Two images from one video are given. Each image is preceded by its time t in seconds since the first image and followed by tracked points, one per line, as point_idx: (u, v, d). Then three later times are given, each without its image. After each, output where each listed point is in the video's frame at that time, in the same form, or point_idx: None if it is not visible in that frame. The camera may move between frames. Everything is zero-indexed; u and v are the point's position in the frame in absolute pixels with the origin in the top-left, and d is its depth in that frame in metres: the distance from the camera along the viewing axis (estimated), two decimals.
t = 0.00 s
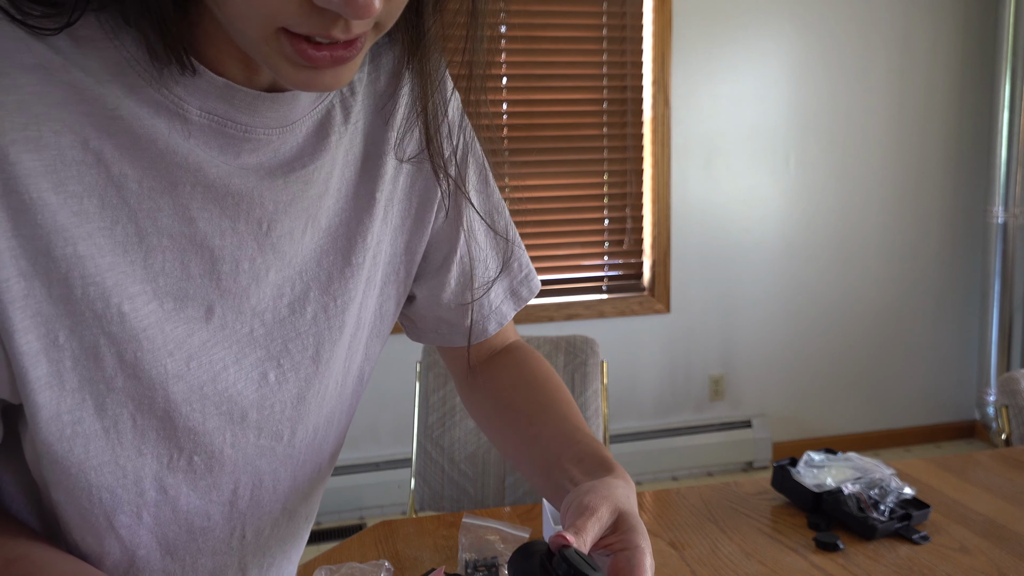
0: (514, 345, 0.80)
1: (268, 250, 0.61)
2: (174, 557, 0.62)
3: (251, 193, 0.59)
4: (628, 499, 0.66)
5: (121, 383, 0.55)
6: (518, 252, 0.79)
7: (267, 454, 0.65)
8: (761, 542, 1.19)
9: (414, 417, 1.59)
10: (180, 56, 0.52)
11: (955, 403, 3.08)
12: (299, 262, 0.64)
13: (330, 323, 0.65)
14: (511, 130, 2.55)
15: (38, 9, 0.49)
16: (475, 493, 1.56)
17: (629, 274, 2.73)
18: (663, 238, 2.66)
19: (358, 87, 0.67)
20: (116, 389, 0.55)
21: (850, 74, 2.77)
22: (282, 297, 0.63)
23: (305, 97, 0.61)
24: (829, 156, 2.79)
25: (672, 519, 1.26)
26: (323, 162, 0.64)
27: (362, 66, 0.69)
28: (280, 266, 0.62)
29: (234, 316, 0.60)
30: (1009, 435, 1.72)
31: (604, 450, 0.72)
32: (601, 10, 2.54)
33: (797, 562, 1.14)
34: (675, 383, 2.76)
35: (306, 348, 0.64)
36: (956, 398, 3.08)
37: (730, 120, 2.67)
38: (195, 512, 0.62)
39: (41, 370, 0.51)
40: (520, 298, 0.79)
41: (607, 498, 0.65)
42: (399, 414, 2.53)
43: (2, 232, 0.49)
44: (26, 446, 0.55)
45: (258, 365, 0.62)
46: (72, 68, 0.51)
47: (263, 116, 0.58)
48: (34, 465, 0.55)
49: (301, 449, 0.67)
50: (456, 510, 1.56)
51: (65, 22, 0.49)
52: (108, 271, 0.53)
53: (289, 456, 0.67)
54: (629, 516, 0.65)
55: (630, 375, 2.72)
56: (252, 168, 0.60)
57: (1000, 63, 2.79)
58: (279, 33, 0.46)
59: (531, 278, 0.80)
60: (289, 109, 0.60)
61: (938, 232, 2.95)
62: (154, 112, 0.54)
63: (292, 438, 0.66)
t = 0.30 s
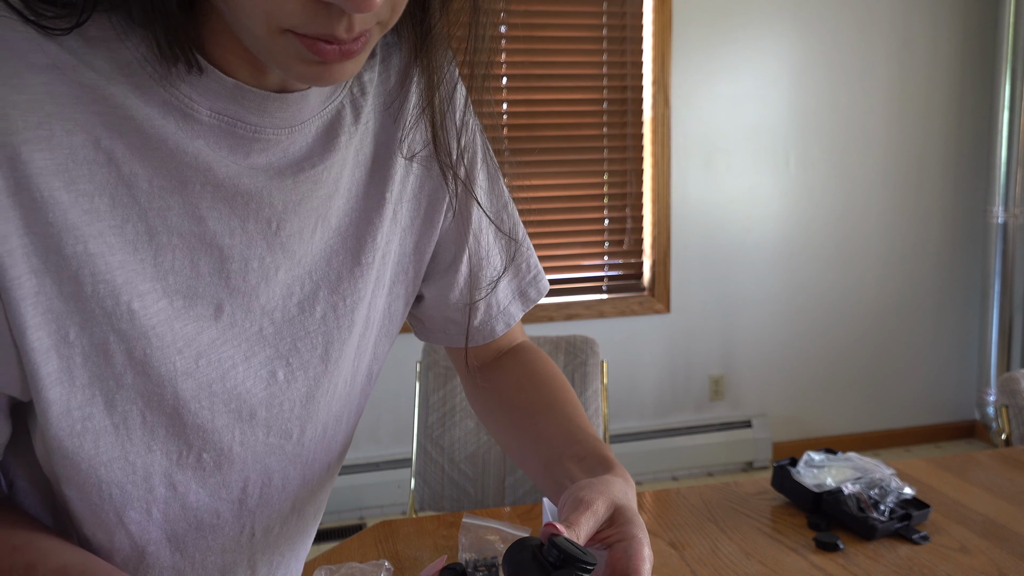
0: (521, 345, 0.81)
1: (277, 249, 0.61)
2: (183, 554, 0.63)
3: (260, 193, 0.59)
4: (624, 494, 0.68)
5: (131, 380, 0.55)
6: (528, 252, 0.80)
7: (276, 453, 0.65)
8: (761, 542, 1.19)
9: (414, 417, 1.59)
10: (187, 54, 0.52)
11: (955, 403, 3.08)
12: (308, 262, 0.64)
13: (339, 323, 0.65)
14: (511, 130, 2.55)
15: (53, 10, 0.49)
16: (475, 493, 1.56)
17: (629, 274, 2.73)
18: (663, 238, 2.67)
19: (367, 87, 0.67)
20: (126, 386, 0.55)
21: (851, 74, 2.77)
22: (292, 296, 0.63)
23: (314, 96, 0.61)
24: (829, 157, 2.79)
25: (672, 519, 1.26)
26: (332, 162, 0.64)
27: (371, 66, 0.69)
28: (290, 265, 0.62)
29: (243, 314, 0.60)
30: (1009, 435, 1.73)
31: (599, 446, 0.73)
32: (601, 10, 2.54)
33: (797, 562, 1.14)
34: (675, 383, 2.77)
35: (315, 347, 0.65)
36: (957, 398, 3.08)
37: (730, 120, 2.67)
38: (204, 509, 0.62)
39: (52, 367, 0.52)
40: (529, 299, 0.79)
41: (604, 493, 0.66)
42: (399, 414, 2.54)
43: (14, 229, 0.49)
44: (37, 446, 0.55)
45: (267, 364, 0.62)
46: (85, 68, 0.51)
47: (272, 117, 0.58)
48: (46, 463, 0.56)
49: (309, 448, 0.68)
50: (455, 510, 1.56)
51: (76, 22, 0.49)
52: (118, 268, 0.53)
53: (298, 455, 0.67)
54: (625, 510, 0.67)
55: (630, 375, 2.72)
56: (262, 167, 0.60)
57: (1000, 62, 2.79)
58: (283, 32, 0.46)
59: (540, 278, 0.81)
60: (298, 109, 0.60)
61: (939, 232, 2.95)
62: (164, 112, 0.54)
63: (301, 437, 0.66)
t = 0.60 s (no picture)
0: (527, 345, 0.81)
1: (282, 249, 0.61)
2: (185, 551, 0.63)
3: (267, 193, 0.60)
4: (627, 488, 0.67)
5: (137, 378, 0.55)
6: (532, 255, 0.80)
7: (278, 452, 0.65)
8: (762, 543, 1.19)
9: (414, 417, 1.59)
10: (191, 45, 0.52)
11: (955, 403, 3.08)
12: (313, 262, 0.64)
13: (343, 323, 0.65)
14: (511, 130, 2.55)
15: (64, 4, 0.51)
16: (474, 493, 1.56)
17: (629, 274, 2.73)
18: (663, 238, 2.67)
19: (376, 90, 0.67)
20: (130, 382, 0.55)
21: (851, 73, 2.77)
22: (296, 296, 0.63)
23: (322, 98, 0.61)
24: (829, 157, 2.79)
25: (672, 519, 1.26)
26: (338, 163, 0.64)
27: (379, 69, 0.69)
28: (294, 266, 0.62)
29: (247, 314, 0.60)
30: (1009, 435, 1.73)
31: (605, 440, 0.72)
32: (601, 10, 2.55)
33: (797, 563, 1.14)
34: (676, 383, 2.77)
35: (319, 348, 0.65)
36: (957, 399, 3.08)
37: (730, 120, 2.67)
38: (206, 506, 0.62)
39: (57, 362, 0.52)
40: (533, 303, 0.80)
41: (607, 486, 0.66)
42: (400, 414, 2.54)
43: (24, 226, 0.49)
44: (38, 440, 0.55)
45: (270, 364, 0.62)
46: (95, 66, 0.52)
47: (280, 119, 0.58)
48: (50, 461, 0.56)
49: (312, 448, 0.68)
50: (455, 510, 1.56)
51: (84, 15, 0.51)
52: (124, 265, 0.53)
53: (300, 454, 0.67)
54: (629, 504, 0.66)
55: (630, 374, 2.72)
56: (269, 169, 0.60)
57: (1000, 62, 2.79)
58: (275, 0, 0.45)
59: (545, 283, 0.81)
60: (306, 111, 0.60)
61: (938, 232, 2.95)
62: (172, 112, 0.55)
63: (303, 437, 0.66)
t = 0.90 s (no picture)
0: (544, 334, 0.81)
1: (287, 240, 0.61)
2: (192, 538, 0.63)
3: (272, 184, 0.60)
4: (637, 468, 0.66)
5: (143, 364, 0.56)
6: (545, 247, 0.80)
7: (286, 443, 0.65)
8: (762, 543, 1.20)
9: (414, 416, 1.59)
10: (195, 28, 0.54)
11: (955, 403, 3.08)
12: (319, 254, 0.64)
13: (350, 314, 0.65)
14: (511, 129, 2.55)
15: None
16: (474, 493, 1.57)
17: (629, 274, 2.73)
18: (663, 238, 2.67)
19: (380, 85, 0.68)
20: (136, 367, 0.56)
21: (851, 73, 2.77)
22: (301, 288, 0.63)
23: (326, 91, 0.62)
24: (829, 157, 2.80)
25: (672, 519, 1.26)
26: (342, 156, 0.64)
27: (382, 65, 0.69)
28: (300, 257, 0.63)
29: (252, 304, 0.60)
30: (1009, 435, 1.73)
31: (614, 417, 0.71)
32: (600, 11, 2.55)
33: (797, 562, 1.14)
34: (676, 383, 2.77)
35: (325, 340, 0.65)
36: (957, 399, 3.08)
37: (730, 120, 2.68)
38: (212, 494, 0.63)
39: (65, 344, 0.52)
40: (547, 295, 0.79)
41: (615, 466, 0.64)
42: (400, 415, 2.54)
43: (34, 208, 0.49)
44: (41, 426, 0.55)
45: (277, 355, 0.62)
46: (106, 54, 0.53)
47: (285, 113, 0.59)
48: (57, 450, 0.56)
49: (319, 439, 0.68)
50: (455, 510, 1.56)
51: None
52: (132, 250, 0.54)
53: (307, 445, 0.67)
54: (639, 488, 0.65)
55: (630, 375, 2.72)
56: (274, 161, 0.61)
57: (1000, 62, 2.79)
58: None
59: (558, 274, 0.81)
60: (310, 104, 0.61)
61: (938, 232, 2.95)
62: (179, 104, 0.56)
63: (311, 428, 0.66)
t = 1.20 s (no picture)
0: (564, 309, 0.81)
1: (291, 230, 0.62)
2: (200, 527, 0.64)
3: (275, 173, 0.60)
4: (653, 413, 0.66)
5: (148, 351, 0.56)
6: (556, 231, 0.80)
7: (293, 432, 0.66)
8: (762, 543, 1.20)
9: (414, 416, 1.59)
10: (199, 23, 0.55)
11: (955, 403, 3.09)
12: (322, 244, 0.64)
13: (355, 303, 0.66)
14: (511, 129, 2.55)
15: None
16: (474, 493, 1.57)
17: (629, 274, 2.73)
18: (663, 237, 2.67)
19: (382, 79, 0.69)
20: (139, 353, 0.56)
21: (851, 73, 2.77)
22: (306, 277, 0.63)
23: (327, 83, 0.63)
24: (828, 157, 2.80)
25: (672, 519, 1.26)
26: (345, 147, 0.65)
27: (381, 57, 0.70)
28: (303, 247, 0.63)
29: (256, 294, 0.60)
30: (1009, 435, 1.73)
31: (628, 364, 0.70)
32: (600, 11, 2.55)
33: (797, 563, 1.14)
34: (676, 383, 2.77)
35: (331, 329, 0.65)
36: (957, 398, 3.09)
37: (730, 120, 2.68)
38: (218, 482, 0.63)
39: (72, 328, 0.52)
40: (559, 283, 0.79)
41: (635, 411, 0.63)
42: (400, 415, 2.54)
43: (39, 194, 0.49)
44: (45, 418, 0.55)
45: (283, 344, 0.63)
46: (109, 43, 0.53)
47: (287, 104, 0.60)
48: (62, 442, 0.56)
49: (326, 428, 0.68)
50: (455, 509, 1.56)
51: None
52: (137, 237, 0.54)
53: (314, 434, 0.68)
54: (656, 436, 0.64)
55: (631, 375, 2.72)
56: (276, 152, 0.61)
57: (1000, 61, 2.79)
58: None
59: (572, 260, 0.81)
60: (311, 96, 0.62)
61: (938, 232, 2.96)
62: (181, 94, 0.56)
63: (317, 417, 0.67)
